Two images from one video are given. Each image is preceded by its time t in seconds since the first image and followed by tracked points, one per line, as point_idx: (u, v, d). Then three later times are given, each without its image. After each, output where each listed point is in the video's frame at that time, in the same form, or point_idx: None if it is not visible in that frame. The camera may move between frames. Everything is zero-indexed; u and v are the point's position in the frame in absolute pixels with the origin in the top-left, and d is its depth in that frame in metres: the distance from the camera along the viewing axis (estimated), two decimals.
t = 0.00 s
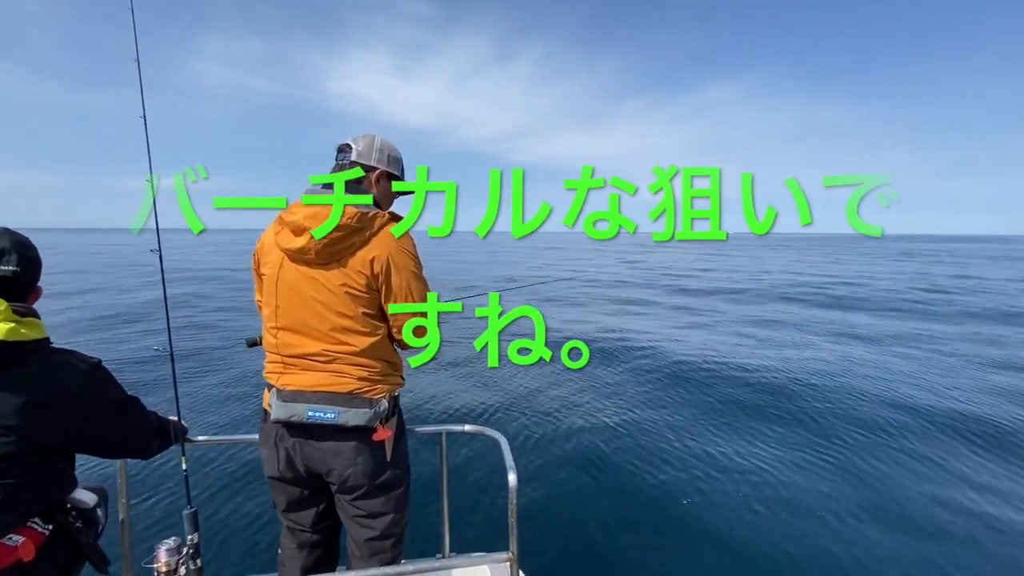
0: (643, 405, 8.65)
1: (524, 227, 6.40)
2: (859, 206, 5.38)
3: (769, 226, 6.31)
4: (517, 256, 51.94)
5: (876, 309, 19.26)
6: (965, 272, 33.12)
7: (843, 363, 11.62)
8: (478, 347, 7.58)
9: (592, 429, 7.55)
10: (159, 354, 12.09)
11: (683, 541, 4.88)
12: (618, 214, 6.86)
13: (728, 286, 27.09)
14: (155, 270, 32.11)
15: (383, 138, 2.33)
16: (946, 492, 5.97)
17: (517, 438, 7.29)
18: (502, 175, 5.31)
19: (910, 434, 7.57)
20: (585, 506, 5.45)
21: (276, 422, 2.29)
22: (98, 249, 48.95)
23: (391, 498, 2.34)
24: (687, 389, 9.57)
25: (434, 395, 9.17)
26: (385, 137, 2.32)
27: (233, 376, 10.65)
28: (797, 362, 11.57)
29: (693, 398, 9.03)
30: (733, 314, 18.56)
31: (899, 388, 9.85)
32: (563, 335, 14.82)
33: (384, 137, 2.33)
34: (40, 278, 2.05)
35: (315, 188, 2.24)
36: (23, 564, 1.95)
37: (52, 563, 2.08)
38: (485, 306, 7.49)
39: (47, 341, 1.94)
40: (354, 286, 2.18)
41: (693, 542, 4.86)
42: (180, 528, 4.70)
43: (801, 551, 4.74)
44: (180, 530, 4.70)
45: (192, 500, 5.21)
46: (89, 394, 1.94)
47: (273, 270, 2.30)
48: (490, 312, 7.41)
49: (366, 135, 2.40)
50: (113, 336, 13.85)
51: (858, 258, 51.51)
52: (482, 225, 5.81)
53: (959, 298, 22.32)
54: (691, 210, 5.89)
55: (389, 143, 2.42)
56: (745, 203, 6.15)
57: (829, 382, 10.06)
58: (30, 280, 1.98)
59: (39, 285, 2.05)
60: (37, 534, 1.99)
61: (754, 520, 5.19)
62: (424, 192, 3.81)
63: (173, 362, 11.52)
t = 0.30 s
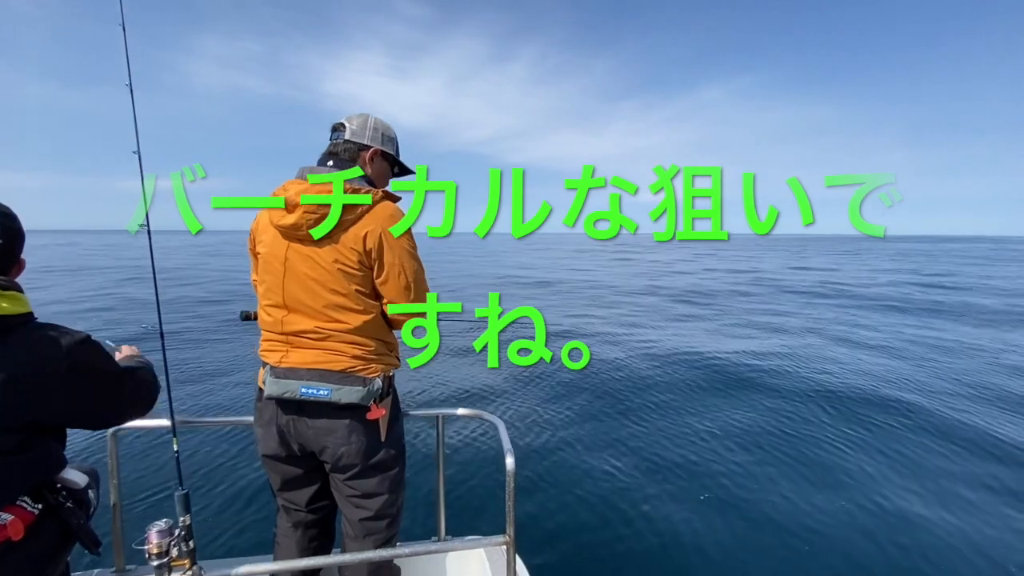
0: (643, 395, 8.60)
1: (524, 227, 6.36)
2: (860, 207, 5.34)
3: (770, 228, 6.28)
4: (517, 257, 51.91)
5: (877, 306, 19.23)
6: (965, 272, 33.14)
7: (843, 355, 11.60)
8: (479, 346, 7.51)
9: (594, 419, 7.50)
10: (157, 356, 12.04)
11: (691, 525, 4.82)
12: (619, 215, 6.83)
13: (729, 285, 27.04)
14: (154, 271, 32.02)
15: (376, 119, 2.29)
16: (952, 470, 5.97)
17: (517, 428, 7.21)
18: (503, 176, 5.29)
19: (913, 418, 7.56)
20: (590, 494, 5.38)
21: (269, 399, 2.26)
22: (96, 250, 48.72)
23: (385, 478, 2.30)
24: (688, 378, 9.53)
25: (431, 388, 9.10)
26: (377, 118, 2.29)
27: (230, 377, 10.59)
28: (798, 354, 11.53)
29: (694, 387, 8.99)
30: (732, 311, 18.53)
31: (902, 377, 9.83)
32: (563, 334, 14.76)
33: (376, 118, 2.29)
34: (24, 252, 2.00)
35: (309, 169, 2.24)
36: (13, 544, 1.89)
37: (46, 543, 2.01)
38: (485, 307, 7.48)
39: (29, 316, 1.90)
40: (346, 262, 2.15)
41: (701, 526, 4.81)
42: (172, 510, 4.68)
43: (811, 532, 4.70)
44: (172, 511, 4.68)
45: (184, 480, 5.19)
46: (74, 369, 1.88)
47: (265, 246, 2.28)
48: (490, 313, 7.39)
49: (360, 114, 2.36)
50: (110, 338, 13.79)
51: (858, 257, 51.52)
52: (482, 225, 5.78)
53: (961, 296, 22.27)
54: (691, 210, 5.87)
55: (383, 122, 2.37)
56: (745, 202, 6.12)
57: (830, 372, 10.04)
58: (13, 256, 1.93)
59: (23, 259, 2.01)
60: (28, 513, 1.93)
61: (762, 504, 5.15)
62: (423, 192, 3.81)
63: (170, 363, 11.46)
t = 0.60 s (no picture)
0: (644, 391, 8.56)
1: (524, 227, 6.34)
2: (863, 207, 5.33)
3: (773, 227, 6.26)
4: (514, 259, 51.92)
5: (873, 306, 19.33)
6: (960, 274, 33.36)
7: (841, 353, 11.63)
8: (479, 347, 7.45)
9: (596, 415, 7.43)
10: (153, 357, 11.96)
11: (703, 517, 4.76)
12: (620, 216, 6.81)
13: (725, 286, 27.10)
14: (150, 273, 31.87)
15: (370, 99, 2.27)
16: (956, 459, 5.97)
17: (518, 423, 7.13)
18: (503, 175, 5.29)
19: (914, 412, 7.57)
20: (599, 487, 5.31)
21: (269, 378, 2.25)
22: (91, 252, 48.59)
23: (385, 460, 2.29)
24: (689, 376, 9.50)
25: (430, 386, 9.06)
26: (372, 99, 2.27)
27: (227, 377, 10.53)
28: (797, 353, 11.56)
29: (695, 383, 8.96)
30: (729, 312, 18.57)
31: (900, 374, 9.86)
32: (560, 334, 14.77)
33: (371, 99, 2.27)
34: (20, 233, 1.88)
35: (306, 149, 2.22)
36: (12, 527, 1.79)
37: (49, 527, 1.92)
38: (485, 307, 7.45)
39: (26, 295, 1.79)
40: (345, 241, 2.12)
41: (714, 518, 4.76)
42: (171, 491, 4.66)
43: (824, 524, 4.66)
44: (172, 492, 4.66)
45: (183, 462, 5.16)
46: (78, 345, 1.81)
47: (263, 225, 2.26)
48: (490, 313, 7.35)
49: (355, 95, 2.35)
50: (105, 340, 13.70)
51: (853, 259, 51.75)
52: (481, 225, 5.76)
53: (956, 296, 22.39)
54: (692, 209, 5.86)
55: (378, 103, 2.35)
56: (748, 202, 6.11)
57: (828, 370, 10.06)
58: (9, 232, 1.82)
59: (20, 240, 1.89)
60: (27, 497, 1.83)
61: (772, 495, 5.10)
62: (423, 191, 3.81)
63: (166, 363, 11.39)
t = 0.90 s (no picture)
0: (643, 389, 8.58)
1: (524, 227, 6.37)
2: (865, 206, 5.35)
3: (775, 227, 6.28)
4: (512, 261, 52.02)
5: (869, 309, 19.44)
6: (956, 277, 33.56)
7: (838, 354, 11.70)
8: (479, 347, 7.46)
9: (596, 410, 7.42)
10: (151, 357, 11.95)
11: (709, 512, 4.75)
12: (620, 216, 6.83)
13: (723, 288, 27.21)
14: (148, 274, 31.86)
15: (371, 90, 2.29)
16: (957, 452, 6.01)
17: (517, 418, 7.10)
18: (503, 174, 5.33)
19: (913, 409, 7.62)
20: (602, 482, 5.28)
21: (269, 368, 2.26)
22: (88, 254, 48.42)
23: (385, 450, 2.31)
24: (689, 374, 9.51)
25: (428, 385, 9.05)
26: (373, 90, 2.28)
27: (225, 379, 10.52)
28: (795, 354, 11.61)
29: (694, 381, 8.99)
30: (727, 314, 18.62)
31: (898, 374, 9.93)
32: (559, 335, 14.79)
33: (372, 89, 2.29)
34: (19, 223, 1.88)
35: (306, 139, 2.24)
36: (15, 520, 1.77)
37: (53, 522, 1.90)
38: (485, 307, 7.46)
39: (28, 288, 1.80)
40: (345, 230, 2.13)
41: (720, 512, 4.74)
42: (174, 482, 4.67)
43: (830, 517, 4.66)
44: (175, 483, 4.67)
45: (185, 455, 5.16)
46: (79, 342, 1.81)
47: (263, 215, 2.27)
48: (490, 313, 7.37)
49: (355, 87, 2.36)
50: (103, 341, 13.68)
51: (851, 262, 52.00)
52: (482, 224, 5.80)
53: (953, 298, 22.52)
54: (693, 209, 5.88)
55: (377, 95, 2.36)
56: (750, 202, 6.13)
57: (827, 369, 10.12)
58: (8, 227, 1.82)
59: (19, 230, 1.89)
60: (30, 489, 1.80)
61: (776, 489, 5.10)
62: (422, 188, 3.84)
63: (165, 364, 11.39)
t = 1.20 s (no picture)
0: (641, 397, 8.61)
1: (524, 227, 6.39)
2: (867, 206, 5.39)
3: (776, 226, 6.31)
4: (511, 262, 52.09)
5: (866, 310, 19.51)
6: (952, 279, 33.71)
7: (834, 358, 11.81)
8: (478, 347, 7.47)
9: (595, 421, 7.43)
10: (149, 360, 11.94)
11: (716, 536, 4.77)
12: (621, 215, 6.85)
13: (721, 290, 27.32)
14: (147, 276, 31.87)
15: (366, 91, 2.29)
16: (954, 469, 6.12)
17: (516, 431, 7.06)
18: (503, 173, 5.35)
19: (909, 420, 7.75)
20: (606, 505, 5.27)
21: (266, 372, 2.26)
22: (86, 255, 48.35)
23: (384, 453, 2.31)
24: (685, 381, 9.58)
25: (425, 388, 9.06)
26: (368, 91, 2.29)
27: (222, 380, 10.51)
28: (792, 358, 11.68)
29: (692, 389, 9.07)
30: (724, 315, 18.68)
31: (894, 379, 10.02)
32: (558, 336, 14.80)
33: (367, 91, 2.29)
34: (16, 226, 1.89)
35: (302, 142, 2.24)
36: (14, 526, 1.77)
37: (51, 527, 1.90)
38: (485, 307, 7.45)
39: (27, 293, 1.80)
40: (340, 233, 2.14)
41: (728, 537, 4.75)
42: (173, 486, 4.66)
43: (838, 539, 4.70)
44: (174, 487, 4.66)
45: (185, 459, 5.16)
46: (79, 349, 1.83)
47: (259, 218, 2.27)
48: (490, 313, 7.37)
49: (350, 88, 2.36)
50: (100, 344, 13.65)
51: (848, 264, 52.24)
52: (482, 224, 5.81)
53: (948, 300, 22.70)
54: (694, 209, 5.91)
55: (372, 95, 2.36)
56: (751, 202, 6.16)
57: (823, 376, 10.23)
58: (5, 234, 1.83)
59: (16, 233, 1.89)
60: (28, 495, 1.81)
61: (781, 510, 5.13)
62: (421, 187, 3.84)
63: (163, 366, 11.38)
